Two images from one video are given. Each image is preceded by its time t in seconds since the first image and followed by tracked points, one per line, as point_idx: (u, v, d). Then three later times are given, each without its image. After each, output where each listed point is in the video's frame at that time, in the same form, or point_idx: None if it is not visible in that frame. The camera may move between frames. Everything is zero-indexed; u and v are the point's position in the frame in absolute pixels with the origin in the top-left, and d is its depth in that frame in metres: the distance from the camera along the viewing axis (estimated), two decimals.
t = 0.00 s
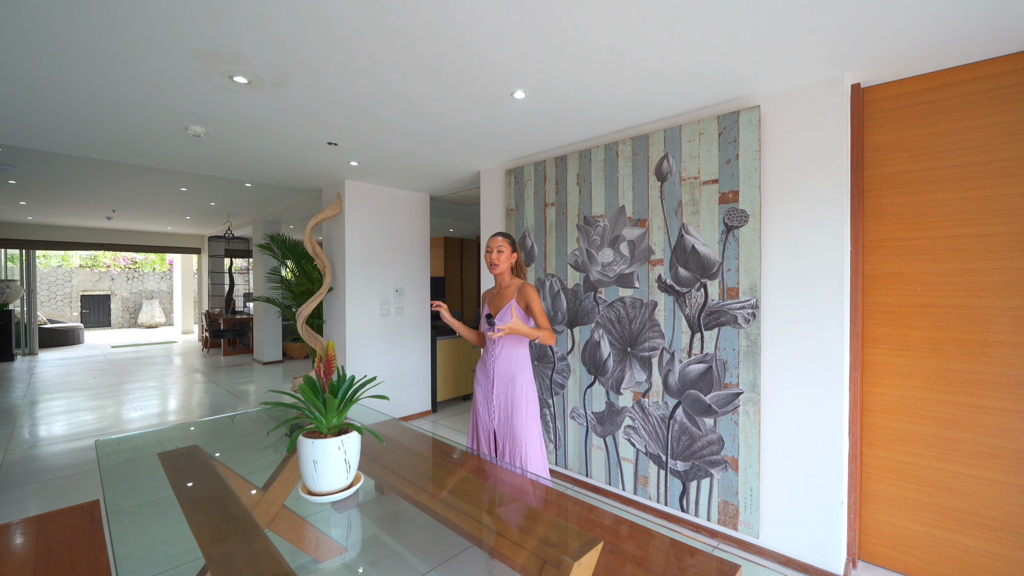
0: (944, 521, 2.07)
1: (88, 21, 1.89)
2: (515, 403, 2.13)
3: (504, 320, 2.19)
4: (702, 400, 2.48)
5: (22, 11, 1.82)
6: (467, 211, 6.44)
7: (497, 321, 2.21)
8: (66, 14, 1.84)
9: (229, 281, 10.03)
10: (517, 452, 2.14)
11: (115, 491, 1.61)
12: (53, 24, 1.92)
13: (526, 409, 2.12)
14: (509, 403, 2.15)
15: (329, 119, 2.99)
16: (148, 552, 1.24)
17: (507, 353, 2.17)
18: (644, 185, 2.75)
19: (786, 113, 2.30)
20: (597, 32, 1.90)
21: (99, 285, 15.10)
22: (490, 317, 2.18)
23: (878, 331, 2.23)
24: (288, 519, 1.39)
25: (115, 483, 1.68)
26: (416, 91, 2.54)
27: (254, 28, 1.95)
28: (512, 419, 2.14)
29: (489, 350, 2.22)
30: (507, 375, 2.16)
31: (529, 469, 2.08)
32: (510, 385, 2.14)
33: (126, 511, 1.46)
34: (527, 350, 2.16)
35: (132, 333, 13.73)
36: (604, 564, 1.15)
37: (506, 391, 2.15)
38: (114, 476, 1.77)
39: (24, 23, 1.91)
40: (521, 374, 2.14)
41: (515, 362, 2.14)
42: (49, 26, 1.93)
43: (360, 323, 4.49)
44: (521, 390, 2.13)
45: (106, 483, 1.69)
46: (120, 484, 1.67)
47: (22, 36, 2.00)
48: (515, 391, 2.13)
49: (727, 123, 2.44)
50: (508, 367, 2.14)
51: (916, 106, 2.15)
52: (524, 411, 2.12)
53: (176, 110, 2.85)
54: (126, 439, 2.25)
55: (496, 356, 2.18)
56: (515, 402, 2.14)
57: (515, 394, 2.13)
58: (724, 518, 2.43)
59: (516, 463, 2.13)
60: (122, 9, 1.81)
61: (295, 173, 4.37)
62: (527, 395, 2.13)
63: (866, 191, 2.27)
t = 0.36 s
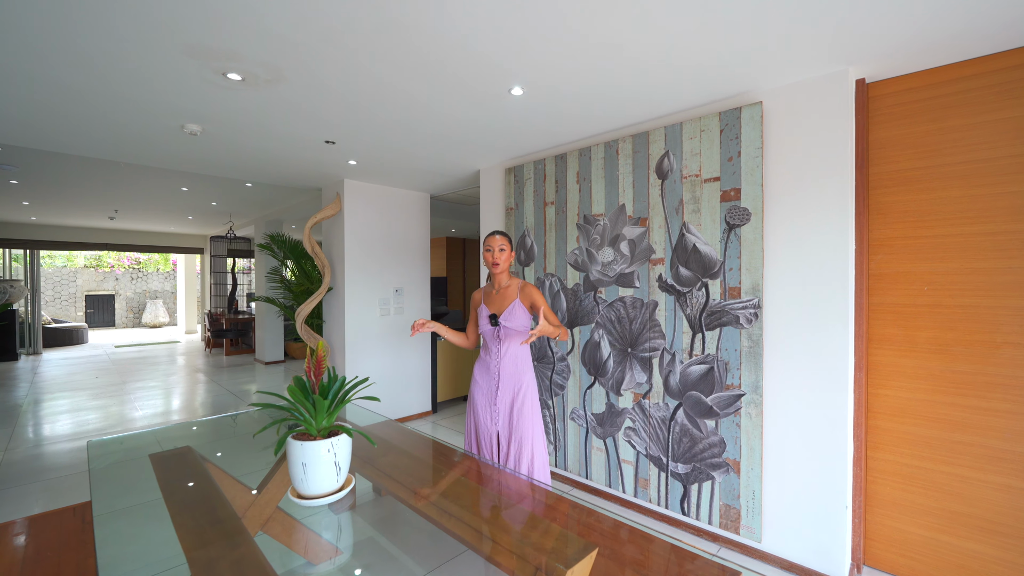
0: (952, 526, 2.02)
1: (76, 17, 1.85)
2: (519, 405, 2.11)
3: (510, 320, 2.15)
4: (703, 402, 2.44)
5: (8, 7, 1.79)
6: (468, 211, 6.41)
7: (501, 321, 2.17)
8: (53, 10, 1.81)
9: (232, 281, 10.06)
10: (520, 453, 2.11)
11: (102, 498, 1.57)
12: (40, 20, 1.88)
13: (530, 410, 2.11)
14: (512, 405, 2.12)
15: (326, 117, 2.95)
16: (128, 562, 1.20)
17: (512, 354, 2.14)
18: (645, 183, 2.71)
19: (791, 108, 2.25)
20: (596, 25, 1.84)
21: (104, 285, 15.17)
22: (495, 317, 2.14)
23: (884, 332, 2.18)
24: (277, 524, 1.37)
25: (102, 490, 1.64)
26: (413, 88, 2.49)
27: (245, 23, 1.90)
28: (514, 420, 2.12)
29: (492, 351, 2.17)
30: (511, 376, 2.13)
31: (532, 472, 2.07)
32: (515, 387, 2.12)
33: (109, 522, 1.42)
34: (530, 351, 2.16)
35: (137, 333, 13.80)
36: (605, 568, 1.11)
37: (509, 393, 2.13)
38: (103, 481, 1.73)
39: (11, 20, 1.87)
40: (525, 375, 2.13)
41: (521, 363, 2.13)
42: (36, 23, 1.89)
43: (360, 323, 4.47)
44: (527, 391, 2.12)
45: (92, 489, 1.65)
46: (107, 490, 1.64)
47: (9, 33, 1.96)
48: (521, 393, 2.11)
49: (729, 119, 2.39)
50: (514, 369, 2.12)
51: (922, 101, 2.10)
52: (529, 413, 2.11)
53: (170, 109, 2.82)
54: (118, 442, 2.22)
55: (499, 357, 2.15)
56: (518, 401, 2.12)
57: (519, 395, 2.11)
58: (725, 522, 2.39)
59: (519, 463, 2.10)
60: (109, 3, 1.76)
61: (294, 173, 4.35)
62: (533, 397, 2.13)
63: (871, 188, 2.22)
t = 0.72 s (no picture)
0: (962, 532, 1.97)
1: (70, 14, 1.83)
2: (523, 407, 2.08)
3: (515, 319, 2.12)
4: (706, 404, 2.40)
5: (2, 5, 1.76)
6: (471, 210, 6.39)
7: (507, 321, 2.13)
8: (45, 9, 1.78)
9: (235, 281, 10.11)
10: (524, 454, 2.09)
11: (95, 503, 1.55)
12: (34, 19, 1.86)
13: (534, 411, 2.08)
14: (517, 406, 2.10)
15: (325, 116, 2.93)
16: (120, 563, 1.19)
17: (517, 354, 2.12)
18: (647, 181, 2.67)
19: (797, 105, 2.21)
20: (598, 19, 1.80)
21: (110, 285, 15.27)
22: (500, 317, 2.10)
23: (892, 333, 2.13)
24: (270, 528, 1.35)
25: (97, 493, 1.62)
26: (412, 85, 2.46)
27: (241, 20, 1.87)
28: (518, 422, 2.09)
29: (495, 352, 2.14)
30: (516, 377, 2.11)
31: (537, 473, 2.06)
32: (520, 388, 2.10)
33: (103, 528, 1.39)
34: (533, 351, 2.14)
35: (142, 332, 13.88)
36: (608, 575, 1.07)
37: (514, 394, 2.11)
38: (98, 484, 1.72)
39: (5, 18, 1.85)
40: (530, 376, 2.11)
41: (526, 364, 2.11)
42: (29, 21, 1.87)
43: (361, 323, 4.45)
44: (532, 392, 2.10)
45: (86, 493, 1.62)
46: (102, 494, 1.61)
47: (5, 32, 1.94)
48: (526, 394, 2.09)
49: (733, 116, 2.35)
50: (519, 369, 2.10)
51: (931, 97, 2.05)
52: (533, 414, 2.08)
53: (169, 108, 2.80)
54: (115, 442, 2.20)
55: (504, 358, 2.12)
56: (520, 401, 2.10)
57: (523, 397, 2.09)
58: (729, 526, 2.35)
59: (526, 464, 2.08)
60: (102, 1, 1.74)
61: (295, 172, 4.34)
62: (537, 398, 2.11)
63: (878, 186, 2.17)
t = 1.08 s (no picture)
0: (971, 537, 1.93)
1: (66, 13, 1.81)
2: (528, 409, 2.08)
3: (521, 320, 2.11)
4: (710, 405, 2.37)
5: None
6: (473, 210, 6.37)
7: (513, 322, 2.11)
8: (40, 8, 1.76)
9: (238, 281, 10.12)
10: (528, 456, 2.08)
11: (90, 509, 1.53)
12: (31, 18, 1.84)
13: (539, 414, 2.08)
14: (522, 409, 2.09)
15: (325, 116, 2.91)
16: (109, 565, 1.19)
17: (522, 356, 2.11)
18: (649, 180, 2.64)
19: (802, 102, 2.17)
20: (600, 15, 1.76)
21: (114, 285, 15.33)
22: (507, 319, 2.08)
23: (899, 334, 2.10)
24: (265, 531, 1.34)
25: (92, 498, 1.60)
26: (412, 84, 2.43)
27: (238, 18, 1.85)
28: (523, 424, 2.08)
29: (501, 353, 2.12)
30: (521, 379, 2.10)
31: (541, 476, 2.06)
32: (525, 390, 2.09)
33: (98, 534, 1.37)
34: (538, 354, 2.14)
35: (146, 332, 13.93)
36: None
37: (518, 396, 2.09)
38: (95, 487, 1.71)
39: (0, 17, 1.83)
40: (534, 378, 2.10)
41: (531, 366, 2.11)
42: (26, 21, 1.86)
43: (362, 323, 4.44)
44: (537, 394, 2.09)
45: (82, 497, 1.61)
46: (97, 498, 1.60)
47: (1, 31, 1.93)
48: (531, 396, 2.09)
49: (736, 114, 2.32)
50: (525, 371, 2.09)
51: (938, 94, 2.02)
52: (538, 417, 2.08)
53: (168, 108, 2.78)
54: (114, 444, 2.19)
55: (509, 360, 2.11)
56: (524, 404, 2.09)
57: (529, 399, 2.08)
58: (733, 530, 2.31)
59: (532, 467, 2.07)
60: None
61: (295, 172, 4.33)
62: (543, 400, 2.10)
63: (885, 185, 2.13)
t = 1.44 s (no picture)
0: (979, 542, 1.90)
1: (63, 12, 1.79)
2: (533, 411, 2.07)
3: (526, 321, 2.10)
4: (713, 407, 2.35)
5: None
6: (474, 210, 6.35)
7: (518, 323, 2.10)
8: (37, 8, 1.75)
9: (240, 281, 10.12)
10: (532, 459, 2.07)
11: (88, 512, 1.52)
12: (26, 16, 1.81)
13: (545, 415, 2.07)
14: (526, 411, 2.08)
15: (325, 115, 2.88)
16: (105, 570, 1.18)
17: (527, 358, 2.09)
18: (652, 180, 2.62)
19: (807, 100, 2.15)
20: (603, 12, 1.74)
21: (116, 285, 15.36)
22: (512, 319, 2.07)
23: (905, 335, 2.07)
24: (264, 534, 1.33)
25: (89, 500, 1.59)
26: (413, 82, 2.40)
27: (235, 16, 1.82)
28: (527, 426, 2.08)
29: (505, 355, 2.10)
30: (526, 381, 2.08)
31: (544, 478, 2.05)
32: (530, 392, 2.07)
33: (95, 537, 1.36)
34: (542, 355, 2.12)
35: (148, 332, 13.95)
36: None
37: (522, 399, 2.08)
38: (93, 489, 1.70)
39: None
40: (539, 380, 2.09)
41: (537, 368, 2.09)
42: (24, 21, 1.84)
43: (363, 323, 4.42)
44: (542, 397, 2.08)
45: (79, 500, 1.60)
46: (95, 500, 1.59)
47: None
48: (536, 398, 2.07)
49: (740, 113, 2.30)
50: (530, 373, 2.08)
51: (946, 92, 1.99)
52: (542, 419, 2.07)
53: (167, 108, 2.76)
54: (114, 444, 2.19)
55: (513, 362, 2.09)
56: (529, 406, 2.08)
57: (533, 401, 2.07)
58: (736, 533, 2.29)
59: (536, 469, 2.06)
60: None
61: (296, 172, 4.31)
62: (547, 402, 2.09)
63: (890, 185, 2.11)
